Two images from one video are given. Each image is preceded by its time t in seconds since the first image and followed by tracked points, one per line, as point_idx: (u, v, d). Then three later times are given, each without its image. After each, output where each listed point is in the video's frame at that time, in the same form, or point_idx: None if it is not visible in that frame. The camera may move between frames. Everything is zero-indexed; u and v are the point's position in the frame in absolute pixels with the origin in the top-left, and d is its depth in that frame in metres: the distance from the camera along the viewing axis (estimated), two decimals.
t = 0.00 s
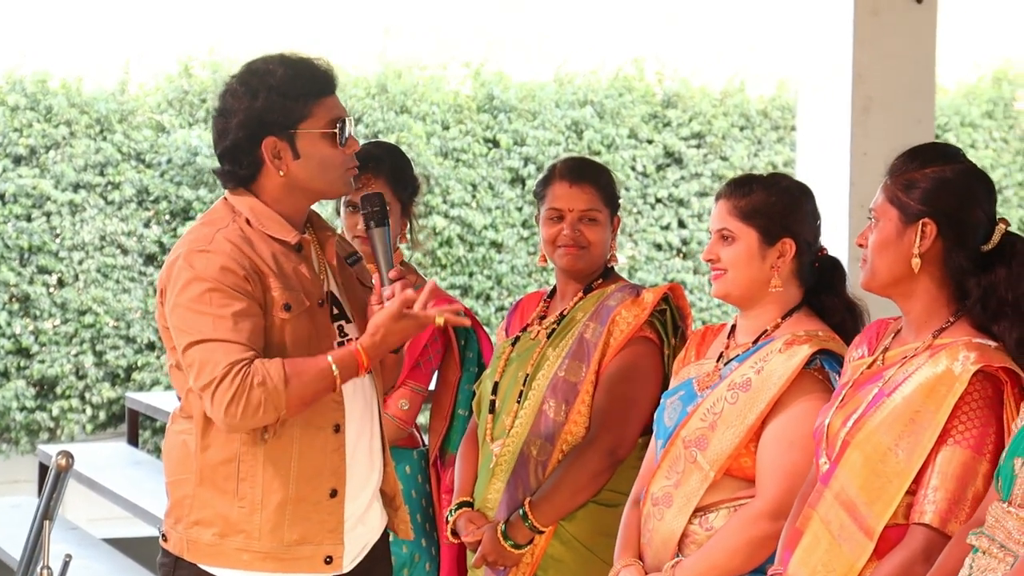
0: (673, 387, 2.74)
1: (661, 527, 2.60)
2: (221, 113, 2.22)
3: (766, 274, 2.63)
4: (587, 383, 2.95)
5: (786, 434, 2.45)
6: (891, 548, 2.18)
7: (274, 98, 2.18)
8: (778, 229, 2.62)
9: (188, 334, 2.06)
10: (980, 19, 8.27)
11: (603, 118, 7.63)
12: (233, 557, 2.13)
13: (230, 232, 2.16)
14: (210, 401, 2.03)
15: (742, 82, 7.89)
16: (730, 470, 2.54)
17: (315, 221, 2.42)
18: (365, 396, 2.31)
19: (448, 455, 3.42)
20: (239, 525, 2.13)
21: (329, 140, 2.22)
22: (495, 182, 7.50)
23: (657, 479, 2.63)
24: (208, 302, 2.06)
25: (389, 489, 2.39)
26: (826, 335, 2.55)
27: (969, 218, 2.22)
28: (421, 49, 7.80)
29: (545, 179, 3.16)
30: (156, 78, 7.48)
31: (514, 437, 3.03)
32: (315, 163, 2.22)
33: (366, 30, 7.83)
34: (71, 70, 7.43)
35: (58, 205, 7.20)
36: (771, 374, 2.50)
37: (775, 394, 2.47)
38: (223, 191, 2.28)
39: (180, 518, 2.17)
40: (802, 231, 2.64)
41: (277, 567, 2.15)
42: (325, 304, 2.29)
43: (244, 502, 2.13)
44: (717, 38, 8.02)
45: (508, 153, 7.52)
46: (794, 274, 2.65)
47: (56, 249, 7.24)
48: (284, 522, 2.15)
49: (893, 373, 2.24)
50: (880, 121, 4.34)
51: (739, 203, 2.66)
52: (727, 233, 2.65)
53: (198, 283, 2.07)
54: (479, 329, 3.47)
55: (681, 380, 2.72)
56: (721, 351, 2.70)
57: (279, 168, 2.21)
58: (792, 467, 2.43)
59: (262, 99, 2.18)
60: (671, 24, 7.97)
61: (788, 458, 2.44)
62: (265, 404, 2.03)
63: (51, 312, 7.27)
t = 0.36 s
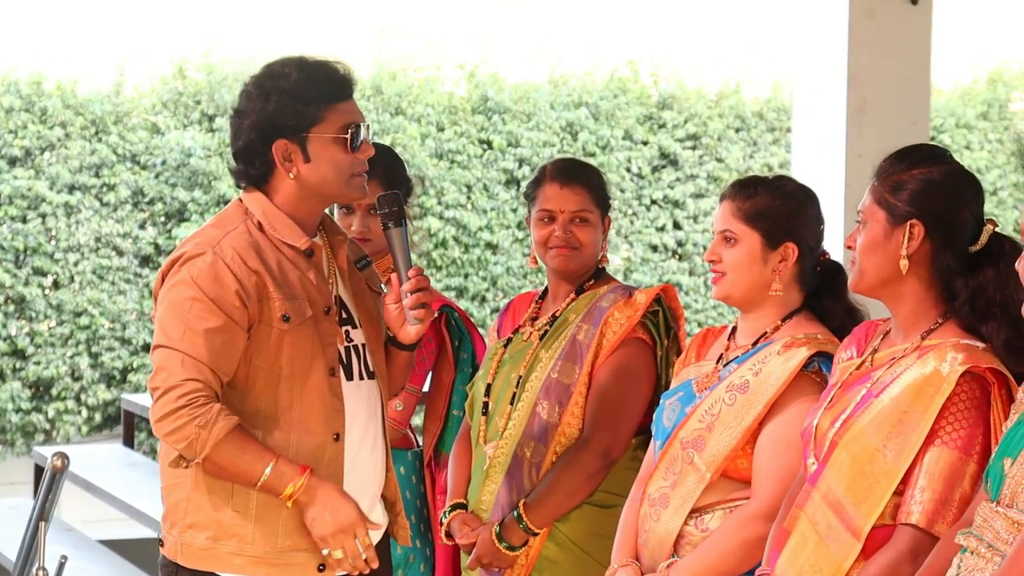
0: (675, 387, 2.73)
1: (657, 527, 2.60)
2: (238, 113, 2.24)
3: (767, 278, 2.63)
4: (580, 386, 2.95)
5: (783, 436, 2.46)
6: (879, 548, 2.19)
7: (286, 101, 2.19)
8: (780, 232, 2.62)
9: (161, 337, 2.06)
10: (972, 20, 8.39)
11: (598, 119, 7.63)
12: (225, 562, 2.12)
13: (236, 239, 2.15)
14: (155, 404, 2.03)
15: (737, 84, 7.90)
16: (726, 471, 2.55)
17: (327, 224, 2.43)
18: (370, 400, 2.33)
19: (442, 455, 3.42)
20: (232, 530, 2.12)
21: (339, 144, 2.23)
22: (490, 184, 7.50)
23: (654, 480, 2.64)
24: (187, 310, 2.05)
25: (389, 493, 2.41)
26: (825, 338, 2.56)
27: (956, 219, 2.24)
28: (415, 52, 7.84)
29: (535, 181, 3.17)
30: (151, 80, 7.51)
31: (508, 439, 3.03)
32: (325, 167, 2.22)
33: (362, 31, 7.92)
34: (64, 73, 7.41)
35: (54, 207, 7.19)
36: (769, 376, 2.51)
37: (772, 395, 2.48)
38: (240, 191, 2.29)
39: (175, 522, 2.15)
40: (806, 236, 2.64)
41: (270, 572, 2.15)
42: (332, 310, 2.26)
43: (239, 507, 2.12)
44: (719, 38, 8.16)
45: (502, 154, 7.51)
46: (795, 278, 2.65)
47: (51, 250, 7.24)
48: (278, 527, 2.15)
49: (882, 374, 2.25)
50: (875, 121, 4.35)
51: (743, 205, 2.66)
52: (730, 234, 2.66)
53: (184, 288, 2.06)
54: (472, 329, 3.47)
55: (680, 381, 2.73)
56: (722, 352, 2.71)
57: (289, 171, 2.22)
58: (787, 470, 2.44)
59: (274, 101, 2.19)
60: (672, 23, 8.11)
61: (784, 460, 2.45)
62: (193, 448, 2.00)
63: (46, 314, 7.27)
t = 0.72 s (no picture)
0: (676, 387, 2.74)
1: (661, 527, 2.60)
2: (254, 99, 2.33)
3: (772, 278, 2.64)
4: (580, 384, 2.95)
5: (789, 437, 2.46)
6: (873, 546, 2.20)
7: (277, 91, 2.26)
8: (787, 233, 2.63)
9: (196, 302, 2.06)
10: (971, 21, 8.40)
11: (597, 120, 7.64)
12: (218, 546, 2.11)
13: (246, 224, 2.19)
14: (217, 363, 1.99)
15: (737, 85, 7.89)
16: (733, 473, 2.55)
17: (337, 225, 2.43)
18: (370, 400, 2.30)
19: (440, 455, 3.42)
20: (228, 516, 2.12)
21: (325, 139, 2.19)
22: (489, 184, 7.51)
23: (657, 479, 2.63)
24: (217, 274, 2.07)
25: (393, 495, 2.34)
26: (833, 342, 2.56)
27: (950, 219, 2.25)
28: (415, 52, 7.85)
29: (536, 179, 3.19)
30: (151, 80, 7.51)
31: (507, 438, 3.03)
32: (307, 158, 2.20)
33: (362, 31, 7.94)
34: (64, 73, 7.42)
35: (53, 208, 7.19)
36: (778, 378, 2.52)
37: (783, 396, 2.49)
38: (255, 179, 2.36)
39: (179, 510, 2.16)
40: (814, 238, 2.65)
41: (262, 559, 2.12)
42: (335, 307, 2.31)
43: (234, 493, 2.12)
44: (719, 39, 8.18)
45: (501, 154, 7.52)
46: (799, 280, 2.66)
47: (51, 251, 7.24)
48: (270, 515, 2.13)
49: (875, 373, 2.25)
50: (875, 122, 4.35)
51: (752, 204, 2.67)
52: (737, 232, 2.67)
53: (209, 259, 2.08)
54: (471, 330, 3.52)
55: (684, 380, 2.72)
56: (727, 352, 2.71)
57: (278, 160, 2.24)
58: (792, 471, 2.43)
59: (271, 91, 2.28)
60: (673, 23, 8.15)
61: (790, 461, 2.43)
62: (266, 361, 1.99)
63: (46, 315, 7.28)
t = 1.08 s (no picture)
0: (675, 390, 2.74)
1: (673, 525, 2.59)
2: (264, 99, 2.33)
3: (785, 272, 2.64)
4: (588, 381, 2.95)
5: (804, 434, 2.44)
6: (877, 542, 2.20)
7: (281, 94, 2.26)
8: (803, 227, 2.65)
9: (200, 274, 2.09)
10: (975, 18, 8.36)
11: (603, 118, 7.65)
12: (225, 535, 2.12)
13: (254, 216, 2.21)
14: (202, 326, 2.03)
15: (742, 83, 7.89)
16: (749, 470, 2.55)
17: (351, 225, 2.39)
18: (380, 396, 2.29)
19: (445, 453, 3.42)
20: (235, 506, 2.13)
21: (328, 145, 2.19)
22: (495, 183, 7.51)
23: (666, 478, 2.62)
24: (224, 253, 2.10)
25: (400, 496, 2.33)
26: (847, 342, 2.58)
27: (952, 215, 2.24)
28: (416, 52, 7.84)
29: (547, 176, 3.16)
30: (156, 79, 7.51)
31: (515, 435, 3.02)
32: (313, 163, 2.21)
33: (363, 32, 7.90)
34: (69, 72, 7.42)
35: (59, 206, 7.20)
36: (796, 380, 2.52)
37: (803, 394, 2.50)
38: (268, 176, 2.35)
39: (186, 499, 2.17)
40: (826, 231, 2.67)
41: (270, 549, 2.12)
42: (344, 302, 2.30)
43: (242, 483, 2.13)
44: (719, 38, 8.12)
45: (506, 152, 7.53)
46: (813, 276, 2.66)
47: (56, 250, 7.24)
48: (279, 504, 2.13)
49: (877, 368, 2.24)
50: (882, 120, 4.34)
51: (767, 199, 2.68)
52: (750, 227, 2.67)
53: (212, 236, 2.13)
54: (477, 328, 3.52)
55: (689, 379, 2.72)
56: (736, 350, 2.70)
57: (285, 161, 2.26)
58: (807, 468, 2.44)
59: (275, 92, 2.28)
60: (672, 24, 8.05)
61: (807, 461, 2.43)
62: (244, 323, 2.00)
63: (52, 313, 7.28)
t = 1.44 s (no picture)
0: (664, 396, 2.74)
1: (677, 525, 2.57)
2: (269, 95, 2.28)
3: (788, 269, 2.64)
4: (591, 381, 2.94)
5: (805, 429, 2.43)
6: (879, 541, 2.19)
7: (295, 95, 2.21)
8: (804, 225, 2.65)
9: (176, 309, 2.05)
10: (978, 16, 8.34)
11: (605, 117, 7.64)
12: (218, 544, 2.10)
13: (248, 223, 2.17)
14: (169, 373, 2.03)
15: (745, 81, 7.88)
16: (756, 469, 2.54)
17: (355, 224, 2.39)
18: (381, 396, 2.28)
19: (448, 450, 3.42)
20: (231, 514, 2.11)
21: (340, 149, 2.18)
22: (497, 181, 7.51)
23: (668, 478, 2.61)
24: (203, 284, 2.04)
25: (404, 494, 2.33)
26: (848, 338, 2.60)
27: (954, 212, 2.24)
28: (418, 50, 7.82)
29: (553, 173, 3.15)
30: (158, 78, 7.50)
31: (516, 434, 3.02)
32: (327, 167, 2.19)
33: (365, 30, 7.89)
34: (71, 71, 7.41)
35: (61, 205, 7.20)
36: (797, 378, 2.53)
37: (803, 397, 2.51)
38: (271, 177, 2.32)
39: (185, 505, 2.15)
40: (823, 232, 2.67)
41: (265, 556, 2.11)
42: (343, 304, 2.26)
43: (239, 492, 2.11)
44: (719, 39, 8.09)
45: (509, 151, 7.53)
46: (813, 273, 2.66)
47: (59, 248, 7.24)
48: (274, 512, 2.12)
49: (881, 366, 2.24)
50: (884, 120, 4.33)
51: (766, 196, 2.68)
52: (750, 224, 2.67)
53: (198, 261, 2.06)
54: (480, 326, 3.52)
55: (685, 380, 2.71)
56: (733, 348, 2.69)
57: (293, 163, 2.23)
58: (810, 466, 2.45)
59: (285, 92, 2.23)
60: (673, 23, 8.07)
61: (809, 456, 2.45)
62: (188, 401, 1.98)
63: (54, 311, 7.28)
